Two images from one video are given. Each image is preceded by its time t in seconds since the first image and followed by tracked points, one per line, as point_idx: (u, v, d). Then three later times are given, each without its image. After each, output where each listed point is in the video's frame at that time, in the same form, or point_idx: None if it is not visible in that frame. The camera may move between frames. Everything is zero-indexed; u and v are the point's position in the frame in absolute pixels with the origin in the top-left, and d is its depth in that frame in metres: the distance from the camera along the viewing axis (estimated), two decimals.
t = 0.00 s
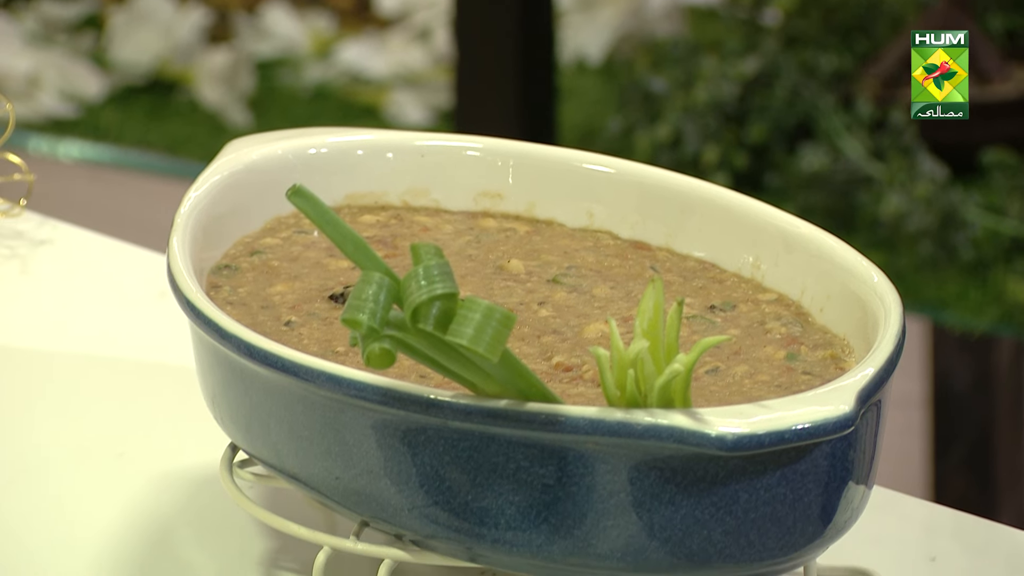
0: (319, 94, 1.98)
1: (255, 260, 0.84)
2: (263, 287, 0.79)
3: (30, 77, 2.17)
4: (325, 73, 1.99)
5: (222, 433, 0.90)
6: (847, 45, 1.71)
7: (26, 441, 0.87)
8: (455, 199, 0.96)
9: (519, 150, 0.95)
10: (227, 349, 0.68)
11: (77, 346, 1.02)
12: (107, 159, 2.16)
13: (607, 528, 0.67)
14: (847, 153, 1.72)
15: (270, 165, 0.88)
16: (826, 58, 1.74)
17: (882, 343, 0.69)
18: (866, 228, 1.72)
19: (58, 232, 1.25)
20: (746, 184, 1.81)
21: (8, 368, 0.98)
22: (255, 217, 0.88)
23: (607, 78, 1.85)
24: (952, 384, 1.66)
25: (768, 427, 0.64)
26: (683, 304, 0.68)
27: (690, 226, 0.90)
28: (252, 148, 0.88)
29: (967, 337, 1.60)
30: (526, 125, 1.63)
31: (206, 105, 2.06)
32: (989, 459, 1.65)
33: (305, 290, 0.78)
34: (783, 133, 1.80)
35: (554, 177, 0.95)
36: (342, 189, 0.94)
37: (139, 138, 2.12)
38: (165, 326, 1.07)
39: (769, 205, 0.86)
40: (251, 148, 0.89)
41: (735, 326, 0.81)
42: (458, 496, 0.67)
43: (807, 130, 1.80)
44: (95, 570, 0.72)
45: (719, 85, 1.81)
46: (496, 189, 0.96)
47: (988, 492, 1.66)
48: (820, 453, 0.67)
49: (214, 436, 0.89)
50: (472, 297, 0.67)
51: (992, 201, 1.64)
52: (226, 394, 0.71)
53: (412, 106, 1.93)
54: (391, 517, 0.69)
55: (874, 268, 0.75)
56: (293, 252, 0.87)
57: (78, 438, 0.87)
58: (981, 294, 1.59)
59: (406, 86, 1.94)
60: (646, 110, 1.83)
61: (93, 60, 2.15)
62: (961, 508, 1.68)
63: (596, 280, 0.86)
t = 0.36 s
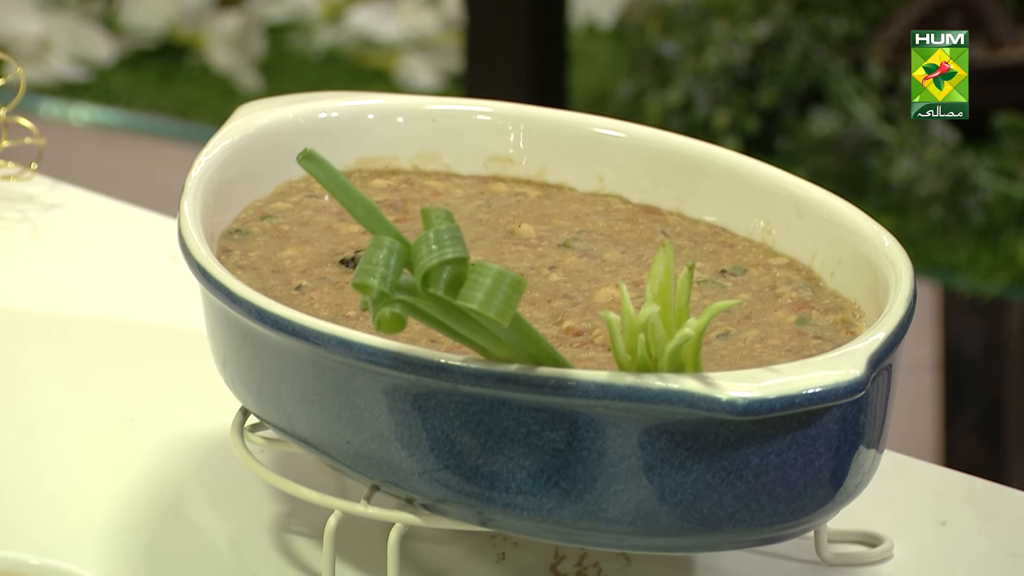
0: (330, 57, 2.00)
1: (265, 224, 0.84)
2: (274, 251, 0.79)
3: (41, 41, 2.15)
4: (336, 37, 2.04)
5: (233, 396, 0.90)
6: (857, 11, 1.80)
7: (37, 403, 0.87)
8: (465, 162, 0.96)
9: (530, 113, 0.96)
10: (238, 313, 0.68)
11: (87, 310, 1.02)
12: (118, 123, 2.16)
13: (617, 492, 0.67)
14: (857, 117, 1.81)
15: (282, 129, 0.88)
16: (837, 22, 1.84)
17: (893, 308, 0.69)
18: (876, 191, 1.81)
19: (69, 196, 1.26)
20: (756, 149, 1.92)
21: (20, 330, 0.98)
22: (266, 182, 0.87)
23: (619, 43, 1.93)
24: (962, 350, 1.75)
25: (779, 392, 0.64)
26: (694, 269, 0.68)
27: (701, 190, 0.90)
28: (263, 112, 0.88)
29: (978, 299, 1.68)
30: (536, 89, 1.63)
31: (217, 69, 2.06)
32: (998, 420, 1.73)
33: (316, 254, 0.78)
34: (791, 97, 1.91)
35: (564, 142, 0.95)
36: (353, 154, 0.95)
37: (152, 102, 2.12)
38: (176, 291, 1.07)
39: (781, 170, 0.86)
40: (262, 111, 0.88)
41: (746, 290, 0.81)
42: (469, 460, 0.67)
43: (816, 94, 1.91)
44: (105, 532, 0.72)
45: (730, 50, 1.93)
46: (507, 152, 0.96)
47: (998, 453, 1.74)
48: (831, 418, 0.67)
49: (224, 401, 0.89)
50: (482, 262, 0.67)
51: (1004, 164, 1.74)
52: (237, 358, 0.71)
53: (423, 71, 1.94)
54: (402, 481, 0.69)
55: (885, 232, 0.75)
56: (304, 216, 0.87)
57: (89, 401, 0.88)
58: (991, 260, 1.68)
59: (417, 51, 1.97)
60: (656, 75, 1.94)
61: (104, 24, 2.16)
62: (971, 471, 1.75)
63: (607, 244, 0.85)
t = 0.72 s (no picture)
0: (346, 23, 2.03)
1: (281, 190, 0.84)
2: (290, 218, 0.79)
3: (57, 6, 2.13)
4: (352, 3, 2.06)
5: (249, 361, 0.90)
6: None
7: (53, 366, 0.87)
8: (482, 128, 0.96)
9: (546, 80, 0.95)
10: (254, 278, 0.68)
11: (102, 276, 1.02)
12: (135, 88, 2.15)
13: (633, 458, 0.67)
14: (874, 83, 1.83)
15: (298, 96, 0.88)
16: None
17: (909, 273, 0.69)
18: (892, 157, 1.83)
19: (85, 161, 1.26)
20: (772, 115, 1.92)
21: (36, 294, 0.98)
22: (282, 147, 0.87)
23: (633, 8, 2.00)
24: (978, 314, 1.76)
25: (795, 357, 0.64)
26: (710, 234, 0.68)
27: (717, 156, 0.90)
28: (278, 78, 0.87)
29: (993, 266, 1.71)
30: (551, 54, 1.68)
31: (234, 34, 2.09)
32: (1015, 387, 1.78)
33: (332, 220, 0.78)
34: (808, 63, 1.90)
35: (580, 108, 0.95)
36: (369, 120, 0.94)
37: (167, 67, 2.12)
38: (191, 257, 1.08)
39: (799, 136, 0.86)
40: (278, 76, 0.88)
41: (762, 257, 0.80)
42: (484, 425, 0.67)
43: (833, 59, 1.90)
44: (121, 497, 0.73)
45: (747, 16, 1.89)
46: (523, 118, 0.96)
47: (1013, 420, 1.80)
48: (847, 383, 0.67)
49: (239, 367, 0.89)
50: (498, 228, 0.67)
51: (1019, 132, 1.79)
52: (252, 323, 0.71)
53: (439, 36, 1.98)
54: (418, 447, 0.70)
55: (902, 198, 0.75)
56: (319, 181, 0.87)
57: (105, 366, 0.88)
58: (1007, 226, 1.72)
59: (433, 16, 1.99)
60: (672, 40, 1.95)
61: None
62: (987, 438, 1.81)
63: (623, 210, 0.85)
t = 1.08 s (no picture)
0: None
1: (302, 156, 0.83)
2: (311, 183, 0.78)
3: None
4: None
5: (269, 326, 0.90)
6: None
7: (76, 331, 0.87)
8: (502, 95, 0.96)
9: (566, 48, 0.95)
10: (275, 245, 0.68)
11: (121, 243, 1.02)
12: (156, 55, 2.14)
13: (654, 425, 0.67)
14: (896, 48, 1.80)
15: (319, 62, 0.87)
16: None
17: (930, 241, 0.69)
18: (915, 126, 1.80)
19: (106, 127, 1.27)
20: (793, 80, 1.91)
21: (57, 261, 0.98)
22: (304, 113, 0.87)
23: None
24: (1000, 280, 1.75)
25: (816, 324, 0.64)
26: (732, 201, 0.67)
27: (739, 122, 0.90)
28: (298, 44, 0.87)
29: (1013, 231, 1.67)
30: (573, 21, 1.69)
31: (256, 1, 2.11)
32: None
33: (353, 187, 0.78)
34: (830, 29, 1.88)
35: (603, 75, 0.95)
36: (389, 85, 0.95)
37: (189, 32, 2.12)
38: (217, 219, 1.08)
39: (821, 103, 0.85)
40: (300, 42, 0.88)
41: (783, 224, 0.81)
42: (506, 392, 0.67)
43: (854, 27, 1.89)
44: (143, 464, 0.73)
45: None
46: (544, 85, 0.96)
47: None
48: (868, 350, 0.67)
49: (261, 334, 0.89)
50: (520, 194, 0.67)
51: None
52: (274, 290, 0.72)
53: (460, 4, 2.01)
54: (438, 414, 0.70)
55: (924, 164, 0.76)
56: (340, 148, 0.86)
57: (128, 331, 0.88)
58: None
59: None
60: (694, 6, 1.94)
61: None
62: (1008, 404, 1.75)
63: (645, 177, 0.84)
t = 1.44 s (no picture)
0: None
1: (328, 123, 0.83)
2: (336, 150, 0.78)
3: None
4: None
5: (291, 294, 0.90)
6: None
7: (103, 297, 0.88)
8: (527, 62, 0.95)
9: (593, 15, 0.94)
10: (300, 212, 0.68)
11: (144, 209, 1.02)
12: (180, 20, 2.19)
13: (680, 391, 0.67)
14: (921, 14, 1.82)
15: (345, 28, 0.88)
16: None
17: (955, 210, 0.70)
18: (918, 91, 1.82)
19: (133, 94, 1.25)
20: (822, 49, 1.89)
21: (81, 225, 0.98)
22: (329, 79, 0.87)
23: None
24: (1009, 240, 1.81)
25: (842, 291, 0.64)
26: (757, 168, 0.67)
27: (765, 89, 0.90)
28: (324, 10, 0.87)
29: None
30: None
31: None
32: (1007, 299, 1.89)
33: (379, 153, 0.77)
34: None
35: (627, 42, 0.94)
36: (416, 50, 0.94)
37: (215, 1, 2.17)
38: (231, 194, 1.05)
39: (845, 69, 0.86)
40: (324, 9, 0.88)
41: (810, 191, 0.79)
42: (531, 359, 0.67)
43: None
44: (170, 430, 0.74)
45: None
46: (569, 52, 0.95)
47: None
48: (894, 317, 0.67)
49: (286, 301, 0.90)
50: (544, 161, 0.67)
51: None
52: (299, 257, 0.72)
53: None
54: (464, 380, 0.70)
55: (950, 131, 0.77)
56: (366, 115, 0.86)
57: (154, 296, 0.88)
58: None
59: None
60: None
61: None
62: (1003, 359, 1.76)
63: (671, 143, 0.84)
